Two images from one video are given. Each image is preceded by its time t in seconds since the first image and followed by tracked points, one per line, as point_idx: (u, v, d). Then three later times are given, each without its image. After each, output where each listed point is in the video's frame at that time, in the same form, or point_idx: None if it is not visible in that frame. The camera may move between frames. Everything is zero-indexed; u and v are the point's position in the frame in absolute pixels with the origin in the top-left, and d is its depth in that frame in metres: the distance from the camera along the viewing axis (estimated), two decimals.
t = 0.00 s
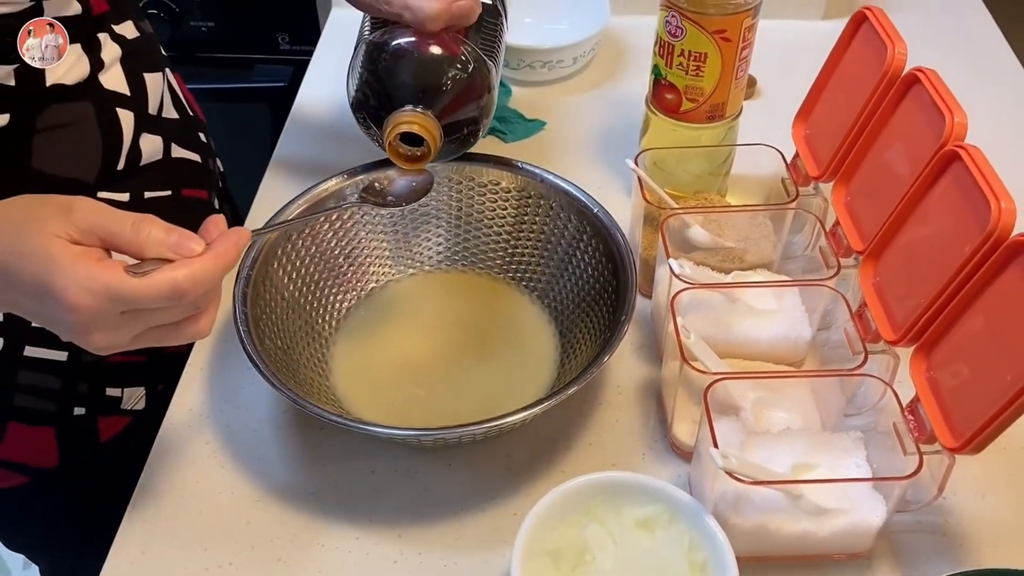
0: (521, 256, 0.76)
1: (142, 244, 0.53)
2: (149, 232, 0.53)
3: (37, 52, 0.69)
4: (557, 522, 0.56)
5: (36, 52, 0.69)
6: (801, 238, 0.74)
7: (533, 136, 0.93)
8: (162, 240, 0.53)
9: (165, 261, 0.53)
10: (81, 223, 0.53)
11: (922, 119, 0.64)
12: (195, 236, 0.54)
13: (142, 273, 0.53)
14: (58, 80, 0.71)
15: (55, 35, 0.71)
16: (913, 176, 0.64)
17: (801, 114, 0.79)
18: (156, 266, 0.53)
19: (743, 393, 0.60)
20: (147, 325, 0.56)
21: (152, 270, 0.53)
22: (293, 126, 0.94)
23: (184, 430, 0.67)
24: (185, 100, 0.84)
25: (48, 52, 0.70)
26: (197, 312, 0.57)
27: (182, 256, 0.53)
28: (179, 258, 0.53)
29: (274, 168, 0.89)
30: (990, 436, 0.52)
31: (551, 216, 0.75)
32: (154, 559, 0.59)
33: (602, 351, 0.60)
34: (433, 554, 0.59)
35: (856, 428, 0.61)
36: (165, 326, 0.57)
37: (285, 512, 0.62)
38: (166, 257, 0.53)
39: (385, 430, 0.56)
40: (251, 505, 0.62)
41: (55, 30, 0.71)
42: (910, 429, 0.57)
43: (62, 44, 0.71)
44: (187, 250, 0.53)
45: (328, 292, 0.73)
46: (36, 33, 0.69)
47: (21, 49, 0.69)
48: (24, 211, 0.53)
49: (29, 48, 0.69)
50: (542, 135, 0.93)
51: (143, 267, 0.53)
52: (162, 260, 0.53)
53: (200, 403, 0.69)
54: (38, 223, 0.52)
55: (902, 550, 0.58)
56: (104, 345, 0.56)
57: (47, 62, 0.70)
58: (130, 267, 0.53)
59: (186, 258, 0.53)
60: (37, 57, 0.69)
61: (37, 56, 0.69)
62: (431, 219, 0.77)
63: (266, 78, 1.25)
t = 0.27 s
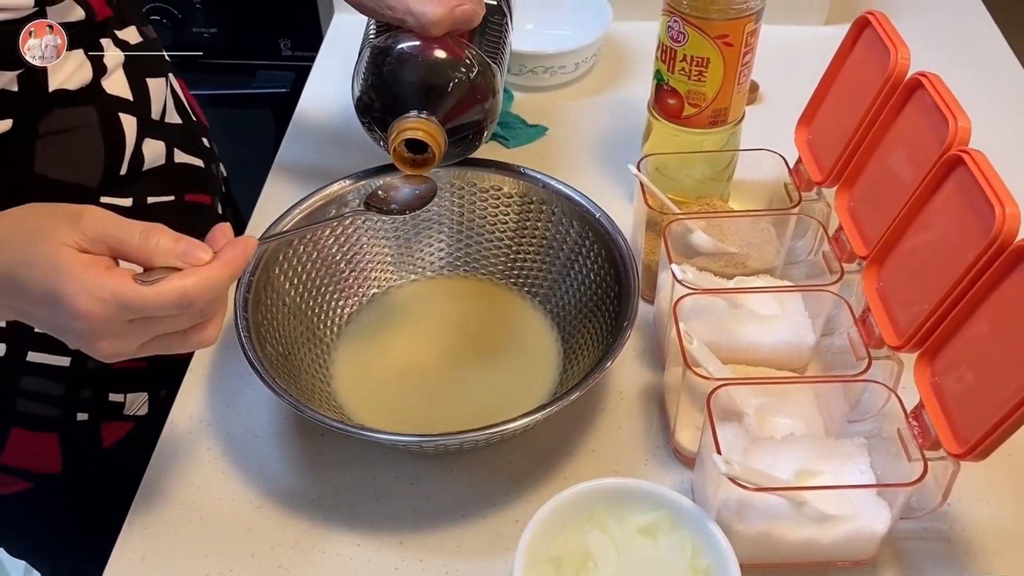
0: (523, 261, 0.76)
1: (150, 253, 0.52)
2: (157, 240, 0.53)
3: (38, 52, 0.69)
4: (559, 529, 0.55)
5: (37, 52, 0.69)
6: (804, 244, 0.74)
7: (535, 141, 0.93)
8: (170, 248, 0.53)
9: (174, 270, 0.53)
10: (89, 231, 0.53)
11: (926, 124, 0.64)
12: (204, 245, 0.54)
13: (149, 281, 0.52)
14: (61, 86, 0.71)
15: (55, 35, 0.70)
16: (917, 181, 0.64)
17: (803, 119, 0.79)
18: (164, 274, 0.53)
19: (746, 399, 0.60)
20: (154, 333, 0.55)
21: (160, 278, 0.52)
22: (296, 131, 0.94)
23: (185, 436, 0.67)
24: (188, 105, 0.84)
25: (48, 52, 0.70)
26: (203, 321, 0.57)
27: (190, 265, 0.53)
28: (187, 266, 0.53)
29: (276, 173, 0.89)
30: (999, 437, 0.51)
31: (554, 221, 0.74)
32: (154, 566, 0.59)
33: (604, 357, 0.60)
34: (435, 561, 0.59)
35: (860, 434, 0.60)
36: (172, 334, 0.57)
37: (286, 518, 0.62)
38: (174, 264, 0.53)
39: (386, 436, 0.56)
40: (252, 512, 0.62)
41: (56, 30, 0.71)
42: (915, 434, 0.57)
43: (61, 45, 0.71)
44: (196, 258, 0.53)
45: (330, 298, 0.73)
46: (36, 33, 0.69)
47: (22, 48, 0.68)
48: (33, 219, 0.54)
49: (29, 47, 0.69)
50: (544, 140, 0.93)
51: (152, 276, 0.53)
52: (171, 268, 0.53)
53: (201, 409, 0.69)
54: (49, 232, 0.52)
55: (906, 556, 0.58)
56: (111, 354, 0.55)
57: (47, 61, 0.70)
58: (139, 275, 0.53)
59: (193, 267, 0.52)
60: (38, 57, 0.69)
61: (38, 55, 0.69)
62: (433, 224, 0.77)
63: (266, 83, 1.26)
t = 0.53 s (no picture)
0: (525, 266, 0.76)
1: (160, 259, 0.52)
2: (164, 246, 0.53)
3: (37, 52, 0.68)
4: (562, 535, 0.55)
5: (36, 52, 0.68)
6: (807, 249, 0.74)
7: (537, 147, 0.93)
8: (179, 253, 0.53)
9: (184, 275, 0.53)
10: (100, 237, 0.53)
11: (929, 130, 0.64)
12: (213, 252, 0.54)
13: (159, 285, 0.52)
14: (66, 90, 0.71)
15: (55, 35, 0.69)
16: (920, 187, 0.64)
17: (806, 124, 0.79)
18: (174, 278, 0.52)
19: (749, 404, 0.60)
20: (164, 338, 0.55)
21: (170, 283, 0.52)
22: (298, 135, 0.94)
23: (187, 442, 0.67)
24: (192, 110, 0.85)
25: (48, 52, 0.69)
26: (212, 327, 0.56)
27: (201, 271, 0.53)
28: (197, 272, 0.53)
29: (278, 178, 0.89)
30: (1008, 440, 0.50)
31: (556, 226, 0.74)
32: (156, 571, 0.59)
33: (607, 362, 0.60)
34: (437, 567, 0.59)
35: (864, 439, 0.60)
36: (179, 340, 0.56)
37: (288, 524, 0.62)
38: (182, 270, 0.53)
39: (389, 442, 0.56)
40: (254, 517, 0.62)
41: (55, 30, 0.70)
42: (919, 440, 0.57)
43: (61, 45, 0.70)
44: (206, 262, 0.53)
45: (332, 303, 0.73)
46: (36, 33, 0.68)
47: (22, 48, 0.68)
48: (40, 224, 0.54)
49: (29, 47, 0.68)
50: (547, 145, 0.93)
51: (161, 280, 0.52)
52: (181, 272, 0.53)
53: (203, 415, 0.69)
54: (53, 236, 0.52)
55: (911, 563, 0.58)
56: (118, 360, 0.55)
57: (46, 61, 0.69)
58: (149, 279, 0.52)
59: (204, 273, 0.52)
60: (37, 57, 0.68)
61: (38, 55, 0.68)
62: (436, 230, 0.77)
63: (269, 88, 1.25)
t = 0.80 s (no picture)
0: (527, 271, 0.76)
1: (168, 264, 0.53)
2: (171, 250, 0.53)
3: (36, 50, 0.69)
4: (565, 539, 0.55)
5: (36, 52, 0.69)
6: (809, 253, 0.74)
7: (539, 151, 0.93)
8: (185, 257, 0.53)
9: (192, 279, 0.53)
10: (106, 241, 0.53)
11: (931, 134, 0.64)
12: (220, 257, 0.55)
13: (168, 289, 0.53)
14: (70, 93, 0.71)
15: (55, 35, 0.70)
16: (922, 191, 0.64)
17: (808, 128, 0.79)
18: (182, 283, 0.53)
19: (751, 408, 0.60)
20: (171, 342, 0.55)
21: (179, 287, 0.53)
22: (301, 138, 0.95)
23: (190, 446, 0.67)
24: (196, 113, 0.85)
25: (48, 52, 0.70)
26: (220, 331, 0.57)
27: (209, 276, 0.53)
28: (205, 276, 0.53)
29: (281, 182, 0.89)
30: (1008, 446, 0.51)
31: (558, 230, 0.74)
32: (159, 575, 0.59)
33: (610, 366, 0.60)
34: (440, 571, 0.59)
35: (866, 443, 0.60)
36: (186, 344, 0.57)
37: (291, 528, 0.62)
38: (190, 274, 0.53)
39: (392, 446, 0.56)
40: (257, 521, 0.62)
41: (54, 29, 0.70)
42: (921, 444, 0.57)
43: (61, 45, 0.70)
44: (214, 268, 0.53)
45: (334, 307, 0.73)
46: (36, 33, 0.69)
47: (21, 47, 0.68)
48: (46, 228, 0.54)
49: (29, 47, 0.69)
50: (549, 149, 0.94)
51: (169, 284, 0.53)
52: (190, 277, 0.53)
53: (206, 419, 0.69)
54: (59, 240, 0.53)
55: (913, 567, 0.58)
56: (124, 363, 0.55)
57: (46, 61, 0.69)
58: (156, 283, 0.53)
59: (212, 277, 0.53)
60: (37, 57, 0.69)
61: (37, 53, 0.69)
62: (438, 234, 0.77)
63: (273, 93, 1.25)
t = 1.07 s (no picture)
0: (527, 272, 0.76)
1: (167, 281, 0.53)
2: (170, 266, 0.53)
3: (36, 51, 0.69)
4: (565, 541, 0.55)
5: (36, 52, 0.69)
6: (809, 255, 0.74)
7: (539, 152, 0.93)
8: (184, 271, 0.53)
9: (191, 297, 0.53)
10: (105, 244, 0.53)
11: (931, 136, 0.64)
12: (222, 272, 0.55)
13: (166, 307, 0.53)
14: (70, 94, 0.71)
15: (55, 35, 0.70)
16: (922, 193, 0.64)
17: (808, 130, 0.79)
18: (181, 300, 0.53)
19: (752, 410, 0.59)
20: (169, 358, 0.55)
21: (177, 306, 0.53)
22: (301, 140, 0.95)
23: (190, 447, 0.67)
24: (196, 114, 0.85)
25: (48, 52, 0.70)
26: (219, 344, 0.57)
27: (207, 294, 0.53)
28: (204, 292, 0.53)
29: (281, 183, 0.89)
30: (1008, 449, 0.51)
31: (558, 232, 0.74)
32: None
33: (611, 367, 0.60)
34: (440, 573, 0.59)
35: (867, 445, 0.60)
36: (183, 359, 0.57)
37: (291, 529, 0.62)
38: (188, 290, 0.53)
39: (392, 447, 0.56)
40: (257, 523, 0.62)
41: (55, 28, 0.70)
42: (922, 446, 0.57)
43: (61, 45, 0.70)
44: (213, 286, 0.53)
45: (334, 309, 0.73)
46: (36, 33, 0.69)
47: (21, 48, 0.68)
48: (45, 241, 0.54)
49: (29, 47, 0.69)
50: (549, 151, 0.94)
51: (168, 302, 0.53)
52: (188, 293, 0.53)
53: (206, 421, 0.69)
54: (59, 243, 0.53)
55: (914, 569, 0.58)
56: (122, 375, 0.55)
57: (47, 61, 0.69)
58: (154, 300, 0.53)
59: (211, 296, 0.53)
60: (37, 57, 0.69)
61: (37, 54, 0.69)
62: (438, 236, 0.77)
63: (272, 95, 1.25)
